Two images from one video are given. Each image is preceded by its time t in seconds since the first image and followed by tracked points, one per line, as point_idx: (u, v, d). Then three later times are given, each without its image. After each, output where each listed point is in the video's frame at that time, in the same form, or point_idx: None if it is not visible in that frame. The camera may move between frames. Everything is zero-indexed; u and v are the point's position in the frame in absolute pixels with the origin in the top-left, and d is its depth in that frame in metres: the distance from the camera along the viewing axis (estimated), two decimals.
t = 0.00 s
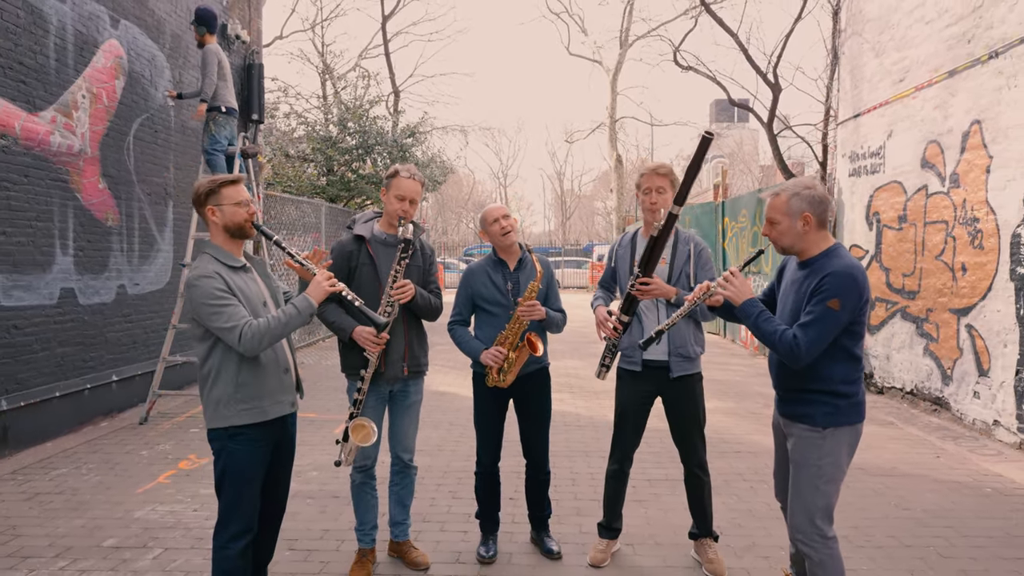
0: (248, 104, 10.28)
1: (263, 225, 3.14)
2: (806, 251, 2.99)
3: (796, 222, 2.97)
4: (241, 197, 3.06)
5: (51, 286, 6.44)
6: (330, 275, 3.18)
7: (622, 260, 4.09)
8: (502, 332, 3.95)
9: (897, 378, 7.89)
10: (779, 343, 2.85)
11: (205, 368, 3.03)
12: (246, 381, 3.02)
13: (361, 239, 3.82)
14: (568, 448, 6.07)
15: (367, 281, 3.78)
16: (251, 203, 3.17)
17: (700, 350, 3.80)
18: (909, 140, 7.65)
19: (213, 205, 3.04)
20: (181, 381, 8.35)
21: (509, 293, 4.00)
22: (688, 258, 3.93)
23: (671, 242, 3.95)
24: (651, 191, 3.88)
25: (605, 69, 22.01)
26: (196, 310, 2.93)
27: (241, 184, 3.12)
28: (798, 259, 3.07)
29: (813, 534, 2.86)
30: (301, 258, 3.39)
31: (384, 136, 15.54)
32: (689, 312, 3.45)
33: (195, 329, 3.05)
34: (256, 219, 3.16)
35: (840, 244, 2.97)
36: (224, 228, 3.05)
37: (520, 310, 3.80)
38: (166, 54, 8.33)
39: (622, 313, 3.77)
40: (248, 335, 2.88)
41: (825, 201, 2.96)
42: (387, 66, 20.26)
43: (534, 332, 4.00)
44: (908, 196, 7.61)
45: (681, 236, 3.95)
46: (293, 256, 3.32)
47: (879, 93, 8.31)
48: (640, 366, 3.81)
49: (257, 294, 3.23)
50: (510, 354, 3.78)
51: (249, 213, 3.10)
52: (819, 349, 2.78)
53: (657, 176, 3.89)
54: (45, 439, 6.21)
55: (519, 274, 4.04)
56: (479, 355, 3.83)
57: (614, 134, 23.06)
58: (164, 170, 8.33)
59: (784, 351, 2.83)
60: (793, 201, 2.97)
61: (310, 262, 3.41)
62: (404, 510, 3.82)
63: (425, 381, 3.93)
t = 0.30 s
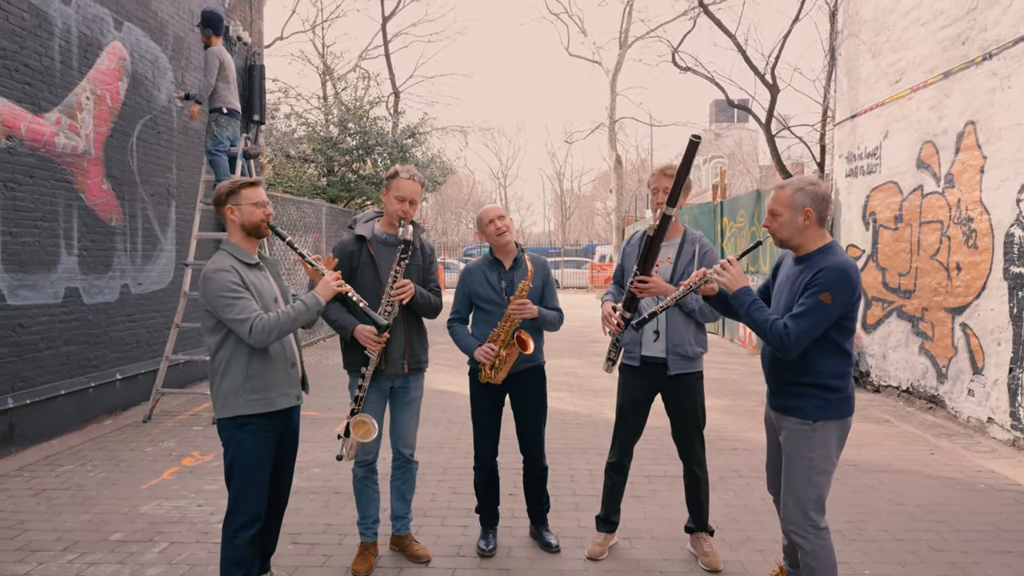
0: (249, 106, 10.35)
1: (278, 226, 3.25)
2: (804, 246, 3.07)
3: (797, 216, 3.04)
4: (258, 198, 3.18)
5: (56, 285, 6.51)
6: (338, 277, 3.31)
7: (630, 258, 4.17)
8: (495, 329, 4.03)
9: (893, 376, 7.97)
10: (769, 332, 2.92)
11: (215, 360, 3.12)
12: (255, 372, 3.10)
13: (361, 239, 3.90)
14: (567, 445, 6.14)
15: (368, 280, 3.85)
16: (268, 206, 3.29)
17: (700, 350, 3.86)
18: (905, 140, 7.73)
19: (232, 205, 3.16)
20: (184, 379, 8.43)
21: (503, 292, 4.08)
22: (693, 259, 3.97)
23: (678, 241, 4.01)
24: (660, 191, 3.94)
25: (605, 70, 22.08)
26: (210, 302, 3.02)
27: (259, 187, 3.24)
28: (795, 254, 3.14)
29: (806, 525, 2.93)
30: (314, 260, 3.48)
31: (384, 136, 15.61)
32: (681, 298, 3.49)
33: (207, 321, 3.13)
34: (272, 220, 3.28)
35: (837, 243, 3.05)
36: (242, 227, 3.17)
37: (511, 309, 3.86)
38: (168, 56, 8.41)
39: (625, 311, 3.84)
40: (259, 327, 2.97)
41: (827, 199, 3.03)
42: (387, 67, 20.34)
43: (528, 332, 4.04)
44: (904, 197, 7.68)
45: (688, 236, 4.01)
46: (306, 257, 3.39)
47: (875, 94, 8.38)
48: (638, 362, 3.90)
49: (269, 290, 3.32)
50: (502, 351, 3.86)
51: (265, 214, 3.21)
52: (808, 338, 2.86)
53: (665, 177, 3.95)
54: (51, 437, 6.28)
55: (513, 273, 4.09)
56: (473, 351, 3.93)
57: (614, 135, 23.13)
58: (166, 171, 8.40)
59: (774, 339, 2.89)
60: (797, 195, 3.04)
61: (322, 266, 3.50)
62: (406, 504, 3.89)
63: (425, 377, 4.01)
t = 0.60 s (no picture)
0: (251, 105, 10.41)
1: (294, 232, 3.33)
2: (799, 246, 3.13)
3: (789, 217, 3.10)
4: (280, 203, 3.25)
5: (61, 284, 6.57)
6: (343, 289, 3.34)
7: (632, 257, 4.24)
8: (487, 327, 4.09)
9: (890, 375, 8.03)
10: (774, 333, 2.96)
11: (221, 356, 3.18)
12: (260, 367, 3.16)
13: (364, 239, 3.96)
14: (568, 443, 6.21)
15: (371, 279, 3.92)
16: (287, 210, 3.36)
17: (700, 349, 3.91)
18: (902, 141, 7.79)
19: (253, 206, 3.22)
20: (186, 378, 8.49)
21: (497, 291, 4.15)
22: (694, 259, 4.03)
23: (682, 241, 4.08)
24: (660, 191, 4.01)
25: (604, 70, 22.13)
26: (220, 297, 3.09)
27: (281, 192, 3.31)
28: (791, 254, 3.21)
29: (802, 517, 2.99)
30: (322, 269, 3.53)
31: (384, 136, 15.66)
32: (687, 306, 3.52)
33: (216, 314, 3.20)
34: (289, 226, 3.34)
35: (830, 239, 3.11)
36: (260, 228, 3.23)
37: (501, 309, 3.92)
38: (171, 56, 8.46)
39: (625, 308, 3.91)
40: (263, 326, 3.03)
41: (816, 197, 3.09)
42: (386, 67, 20.39)
43: (520, 332, 4.07)
44: (901, 197, 7.75)
45: (691, 236, 4.06)
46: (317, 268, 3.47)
47: (872, 95, 8.45)
48: (638, 358, 3.96)
49: (278, 289, 3.38)
50: (493, 349, 3.93)
51: (284, 219, 3.28)
52: (811, 337, 2.92)
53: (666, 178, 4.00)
54: (55, 434, 6.34)
55: (509, 273, 4.17)
56: (465, 349, 3.99)
57: (613, 134, 23.17)
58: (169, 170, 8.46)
59: (780, 340, 2.94)
60: (786, 197, 3.10)
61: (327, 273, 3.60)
62: (408, 499, 3.96)
63: (428, 373, 4.07)
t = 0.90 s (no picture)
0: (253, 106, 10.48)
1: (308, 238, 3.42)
2: (791, 247, 3.21)
3: (777, 221, 3.18)
4: (301, 209, 3.35)
5: (66, 283, 6.64)
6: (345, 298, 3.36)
7: (629, 255, 4.31)
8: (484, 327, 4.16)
9: (887, 373, 8.10)
10: (782, 336, 3.02)
11: (225, 350, 3.27)
12: (262, 364, 3.23)
13: (366, 239, 4.03)
14: (568, 440, 6.28)
15: (372, 278, 4.00)
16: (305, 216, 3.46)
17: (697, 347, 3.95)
18: (899, 141, 7.86)
19: (275, 207, 3.33)
20: (190, 376, 8.56)
21: (493, 291, 4.23)
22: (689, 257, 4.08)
23: (676, 240, 4.14)
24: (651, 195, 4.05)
25: (603, 71, 22.19)
26: (228, 293, 3.18)
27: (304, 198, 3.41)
28: (784, 255, 3.28)
29: (799, 510, 3.07)
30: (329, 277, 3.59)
31: (385, 136, 15.73)
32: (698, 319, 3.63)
33: (224, 309, 3.29)
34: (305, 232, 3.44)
35: (821, 238, 3.19)
36: (277, 230, 3.33)
37: (499, 309, 3.99)
38: (174, 57, 8.53)
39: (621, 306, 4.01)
40: (263, 326, 3.10)
41: (803, 199, 3.18)
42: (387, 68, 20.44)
43: (516, 332, 4.14)
44: (898, 196, 7.83)
45: (685, 235, 4.11)
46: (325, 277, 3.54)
47: (870, 96, 8.52)
48: (632, 355, 4.04)
49: (287, 289, 3.44)
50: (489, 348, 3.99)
51: (301, 224, 3.38)
52: (815, 336, 2.98)
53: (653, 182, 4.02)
54: (61, 431, 6.41)
55: (505, 273, 4.24)
56: (460, 347, 4.06)
57: (613, 134, 23.23)
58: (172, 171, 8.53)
59: (787, 342, 3.00)
60: (773, 201, 3.18)
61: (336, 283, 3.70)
62: (411, 494, 4.03)
63: (430, 370, 4.14)
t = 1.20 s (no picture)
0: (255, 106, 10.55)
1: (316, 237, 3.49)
2: (779, 241, 3.28)
3: (773, 212, 3.26)
4: (308, 209, 3.42)
5: (72, 282, 6.71)
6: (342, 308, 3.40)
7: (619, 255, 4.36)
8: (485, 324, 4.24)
9: (884, 371, 8.18)
10: (794, 341, 3.07)
11: (229, 347, 3.35)
12: (266, 360, 3.31)
13: (362, 240, 4.09)
14: (567, 437, 6.36)
15: (371, 278, 4.07)
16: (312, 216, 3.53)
17: (690, 341, 4.05)
18: (896, 142, 7.94)
19: (281, 208, 3.40)
20: (194, 374, 8.65)
21: (494, 289, 4.29)
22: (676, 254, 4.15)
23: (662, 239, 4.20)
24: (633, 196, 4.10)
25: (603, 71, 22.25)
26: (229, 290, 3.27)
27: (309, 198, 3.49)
28: (773, 250, 3.33)
29: (796, 499, 3.14)
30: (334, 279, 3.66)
31: (386, 136, 15.80)
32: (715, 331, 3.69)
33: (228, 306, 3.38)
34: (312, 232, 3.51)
35: (810, 236, 3.26)
36: (284, 229, 3.40)
37: (502, 307, 4.08)
38: (177, 58, 8.61)
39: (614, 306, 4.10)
40: (257, 325, 3.18)
41: (804, 198, 3.25)
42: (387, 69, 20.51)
43: (515, 328, 4.22)
44: (895, 196, 7.90)
45: (671, 233, 4.19)
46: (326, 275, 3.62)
47: (867, 96, 8.59)
48: (627, 353, 4.12)
49: (291, 288, 3.51)
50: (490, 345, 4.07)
51: (308, 223, 3.45)
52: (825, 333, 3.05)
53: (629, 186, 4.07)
54: (67, 429, 6.48)
55: (504, 272, 4.31)
56: (461, 344, 4.13)
57: (613, 135, 23.28)
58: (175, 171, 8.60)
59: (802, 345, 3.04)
60: (773, 193, 3.27)
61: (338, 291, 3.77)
62: (414, 489, 4.10)
63: (432, 367, 4.22)
